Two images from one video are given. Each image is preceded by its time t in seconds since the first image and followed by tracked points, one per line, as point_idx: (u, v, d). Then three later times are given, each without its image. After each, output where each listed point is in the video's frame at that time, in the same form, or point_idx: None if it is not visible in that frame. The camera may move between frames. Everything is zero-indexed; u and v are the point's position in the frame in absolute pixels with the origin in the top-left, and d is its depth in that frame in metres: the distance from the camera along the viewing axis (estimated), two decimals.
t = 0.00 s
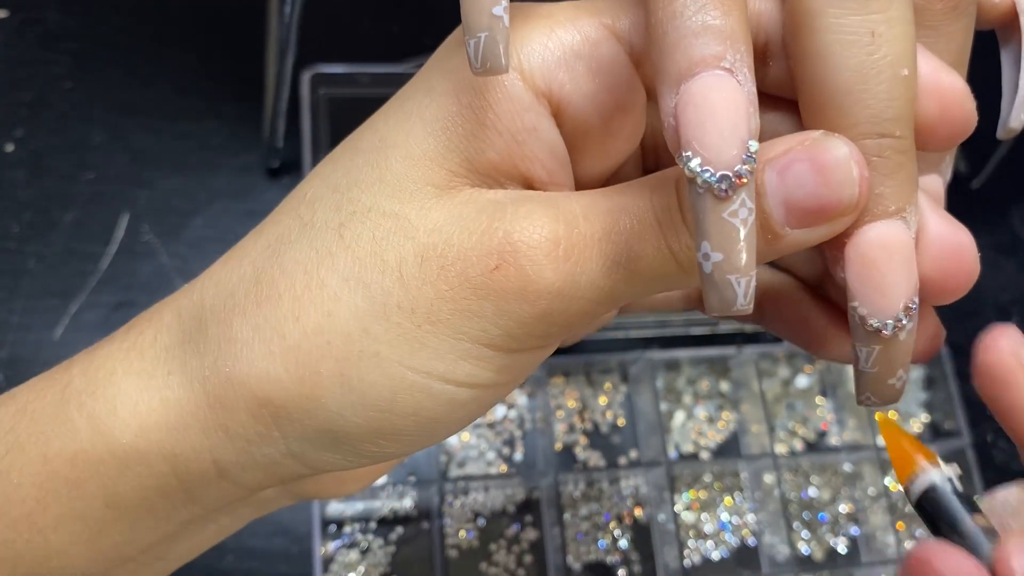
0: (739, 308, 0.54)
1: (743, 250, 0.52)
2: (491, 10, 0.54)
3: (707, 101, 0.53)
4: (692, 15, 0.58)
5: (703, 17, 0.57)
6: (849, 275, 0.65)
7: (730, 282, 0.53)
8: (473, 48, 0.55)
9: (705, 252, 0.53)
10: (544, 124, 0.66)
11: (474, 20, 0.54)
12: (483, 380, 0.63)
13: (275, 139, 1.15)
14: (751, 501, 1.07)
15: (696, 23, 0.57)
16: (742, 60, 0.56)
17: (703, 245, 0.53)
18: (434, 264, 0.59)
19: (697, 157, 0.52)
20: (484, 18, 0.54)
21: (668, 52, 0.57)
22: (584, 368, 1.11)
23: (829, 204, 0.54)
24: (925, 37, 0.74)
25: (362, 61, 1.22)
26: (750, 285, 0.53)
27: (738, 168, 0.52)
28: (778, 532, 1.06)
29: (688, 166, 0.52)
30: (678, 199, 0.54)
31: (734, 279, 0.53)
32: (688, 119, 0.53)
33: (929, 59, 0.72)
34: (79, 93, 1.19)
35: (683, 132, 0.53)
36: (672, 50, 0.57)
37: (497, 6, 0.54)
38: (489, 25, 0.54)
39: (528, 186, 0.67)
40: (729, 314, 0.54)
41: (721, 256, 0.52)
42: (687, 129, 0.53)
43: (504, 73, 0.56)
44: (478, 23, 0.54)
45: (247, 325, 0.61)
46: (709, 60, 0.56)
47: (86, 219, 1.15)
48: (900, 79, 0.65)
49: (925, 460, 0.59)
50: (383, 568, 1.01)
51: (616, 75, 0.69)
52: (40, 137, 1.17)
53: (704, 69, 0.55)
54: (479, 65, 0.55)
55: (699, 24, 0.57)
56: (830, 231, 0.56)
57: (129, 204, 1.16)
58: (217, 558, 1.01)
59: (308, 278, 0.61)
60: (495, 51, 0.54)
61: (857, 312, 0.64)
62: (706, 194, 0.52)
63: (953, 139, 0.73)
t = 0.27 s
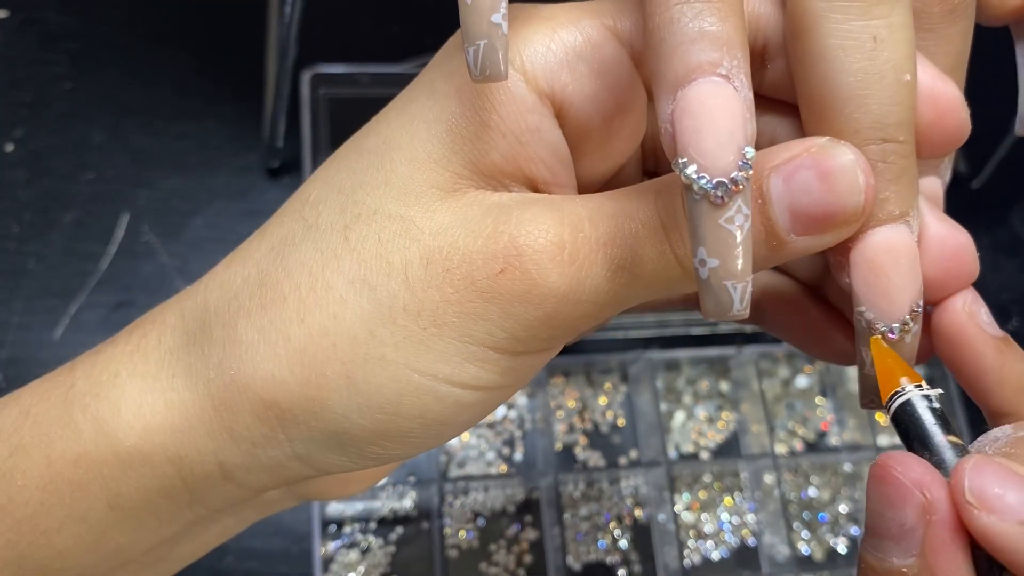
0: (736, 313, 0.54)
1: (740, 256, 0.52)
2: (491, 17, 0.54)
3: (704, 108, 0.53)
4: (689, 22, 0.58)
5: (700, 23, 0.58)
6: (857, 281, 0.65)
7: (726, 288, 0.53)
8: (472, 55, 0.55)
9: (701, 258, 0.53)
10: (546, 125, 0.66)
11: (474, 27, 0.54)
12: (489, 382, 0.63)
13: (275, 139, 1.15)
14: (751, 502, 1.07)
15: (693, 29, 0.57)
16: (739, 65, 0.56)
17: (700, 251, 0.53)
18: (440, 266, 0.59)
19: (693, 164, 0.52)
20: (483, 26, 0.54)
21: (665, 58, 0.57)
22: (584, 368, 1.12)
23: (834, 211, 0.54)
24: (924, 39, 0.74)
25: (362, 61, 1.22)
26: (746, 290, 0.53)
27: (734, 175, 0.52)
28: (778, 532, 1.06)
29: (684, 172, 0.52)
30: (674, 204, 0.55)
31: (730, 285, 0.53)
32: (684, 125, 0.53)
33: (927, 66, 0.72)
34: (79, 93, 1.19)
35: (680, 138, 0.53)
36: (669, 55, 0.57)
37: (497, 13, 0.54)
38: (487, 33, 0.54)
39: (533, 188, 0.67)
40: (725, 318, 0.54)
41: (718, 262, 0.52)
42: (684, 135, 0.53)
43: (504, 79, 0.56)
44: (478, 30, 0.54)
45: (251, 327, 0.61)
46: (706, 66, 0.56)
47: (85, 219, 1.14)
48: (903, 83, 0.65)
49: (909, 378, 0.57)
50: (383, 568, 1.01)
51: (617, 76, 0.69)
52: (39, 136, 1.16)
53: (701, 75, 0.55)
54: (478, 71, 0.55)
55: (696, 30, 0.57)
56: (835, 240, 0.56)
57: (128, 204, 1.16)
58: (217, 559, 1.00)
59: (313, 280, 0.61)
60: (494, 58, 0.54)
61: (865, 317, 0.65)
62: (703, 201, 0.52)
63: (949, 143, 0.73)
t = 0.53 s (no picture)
0: (730, 311, 0.54)
1: (734, 255, 0.52)
2: (490, 19, 0.54)
3: (700, 107, 0.53)
4: (685, 20, 0.58)
5: (695, 22, 0.58)
6: (856, 280, 0.65)
7: (720, 286, 0.53)
8: (471, 57, 0.55)
9: (695, 257, 0.53)
10: (544, 123, 0.66)
11: (473, 29, 0.54)
12: (487, 380, 0.63)
13: (275, 139, 1.15)
14: (751, 502, 1.07)
15: (688, 27, 0.57)
16: (734, 64, 0.56)
17: (694, 250, 0.53)
18: (438, 263, 0.59)
19: (688, 163, 0.52)
20: (481, 27, 0.54)
21: (661, 57, 0.57)
22: (583, 368, 1.12)
23: (833, 209, 0.54)
24: (922, 37, 0.74)
25: (362, 61, 1.22)
26: (740, 289, 0.53)
27: (728, 174, 0.52)
28: (778, 532, 1.06)
29: (678, 171, 0.52)
30: (668, 204, 0.55)
31: (724, 284, 0.53)
32: (679, 124, 0.53)
33: (925, 64, 0.72)
34: (80, 93, 1.19)
35: (675, 137, 0.53)
36: (665, 54, 0.57)
37: (495, 14, 0.54)
38: (486, 34, 0.54)
39: (531, 186, 0.67)
40: (720, 316, 0.54)
41: (712, 260, 0.52)
42: (680, 133, 0.53)
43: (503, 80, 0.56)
44: (477, 32, 0.54)
45: (249, 326, 0.61)
46: (701, 64, 0.56)
47: (85, 219, 1.14)
48: (902, 80, 0.65)
49: (909, 377, 0.57)
50: (383, 568, 1.01)
51: (616, 74, 0.69)
52: (40, 136, 1.16)
53: (697, 74, 0.55)
54: (478, 73, 0.55)
55: (692, 29, 0.57)
56: (833, 239, 0.56)
57: (129, 204, 1.16)
58: (217, 558, 1.01)
59: (311, 279, 0.61)
60: (493, 59, 0.54)
61: (864, 314, 0.65)
62: (697, 200, 0.52)
63: (946, 141, 0.73)
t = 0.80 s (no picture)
0: (730, 311, 0.54)
1: (734, 254, 0.53)
2: (490, 20, 0.54)
3: (700, 107, 0.53)
4: (685, 20, 0.58)
5: (695, 21, 0.58)
6: (858, 281, 0.65)
7: (720, 286, 0.53)
8: (471, 57, 0.55)
9: (695, 256, 0.53)
10: (545, 124, 0.66)
11: (473, 29, 0.54)
12: (486, 380, 0.63)
13: (275, 139, 1.15)
14: (751, 501, 1.07)
15: (688, 27, 0.57)
16: (734, 64, 0.56)
17: (694, 249, 0.53)
18: (437, 263, 0.59)
19: (688, 163, 0.52)
20: (481, 28, 0.54)
21: (660, 56, 0.57)
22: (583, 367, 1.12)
23: (835, 209, 0.54)
24: (922, 36, 0.74)
25: (362, 61, 1.22)
26: (740, 288, 0.53)
27: (727, 173, 0.52)
28: (778, 532, 1.06)
29: (678, 171, 0.52)
30: (667, 205, 0.55)
31: (724, 283, 0.53)
32: (679, 123, 0.53)
33: (925, 64, 0.72)
34: (80, 93, 1.19)
35: (674, 136, 0.53)
36: (664, 54, 0.57)
37: (495, 14, 0.54)
38: (486, 35, 0.54)
39: (531, 186, 0.67)
40: (720, 316, 0.54)
41: (712, 260, 0.52)
42: (680, 133, 0.53)
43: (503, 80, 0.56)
44: (477, 33, 0.54)
45: (249, 326, 0.61)
46: (701, 64, 0.56)
47: (85, 219, 1.14)
48: (904, 80, 0.65)
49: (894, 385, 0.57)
50: (383, 568, 1.01)
51: (616, 75, 0.69)
52: (40, 137, 1.16)
53: (696, 73, 0.55)
54: (478, 73, 0.55)
55: (692, 28, 0.57)
56: (836, 238, 0.56)
57: (129, 204, 1.16)
58: (218, 558, 1.01)
59: (311, 279, 0.61)
60: (492, 59, 0.54)
61: (866, 315, 0.64)
62: (697, 200, 0.52)
63: (946, 141, 0.73)
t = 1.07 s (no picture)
0: (731, 312, 0.54)
1: (734, 255, 0.52)
2: (491, 22, 0.54)
3: (700, 109, 0.53)
4: (684, 22, 0.58)
5: (695, 24, 0.58)
6: (862, 287, 0.65)
7: (721, 287, 0.53)
8: (473, 58, 0.55)
9: (696, 257, 0.53)
10: (548, 129, 0.66)
11: (475, 31, 0.54)
12: (493, 387, 0.63)
13: (275, 139, 1.15)
14: (751, 502, 1.07)
15: (688, 29, 0.57)
16: (734, 65, 0.56)
17: (694, 251, 0.53)
18: (445, 271, 0.59)
19: (688, 165, 0.52)
20: (483, 30, 0.54)
21: (660, 58, 0.57)
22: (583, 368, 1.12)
23: (837, 218, 0.54)
24: (921, 38, 0.74)
25: (362, 61, 1.22)
26: (740, 289, 0.53)
27: (727, 175, 0.52)
28: (778, 532, 1.06)
29: (679, 173, 0.52)
30: (671, 214, 0.55)
31: (725, 284, 0.53)
32: (679, 125, 0.53)
33: (924, 70, 0.72)
34: (80, 93, 1.19)
35: (675, 138, 0.53)
36: (664, 55, 0.57)
37: (496, 16, 0.54)
38: (488, 36, 0.54)
39: (537, 192, 0.67)
40: (721, 317, 0.54)
41: (712, 261, 0.52)
42: (680, 135, 0.53)
43: (505, 82, 0.56)
44: (478, 35, 0.54)
45: (258, 333, 0.61)
46: (701, 66, 0.56)
47: (85, 220, 1.14)
48: (903, 86, 0.65)
49: (897, 371, 0.58)
50: (383, 568, 1.01)
51: (618, 79, 0.69)
52: (40, 136, 1.16)
53: (696, 75, 0.55)
54: (478, 74, 0.55)
55: (692, 31, 0.57)
56: (837, 244, 0.56)
57: (129, 204, 1.16)
58: (218, 558, 1.01)
59: (319, 285, 0.61)
60: (494, 61, 0.54)
61: (869, 318, 0.65)
62: (697, 201, 0.52)
63: (944, 146, 0.73)
